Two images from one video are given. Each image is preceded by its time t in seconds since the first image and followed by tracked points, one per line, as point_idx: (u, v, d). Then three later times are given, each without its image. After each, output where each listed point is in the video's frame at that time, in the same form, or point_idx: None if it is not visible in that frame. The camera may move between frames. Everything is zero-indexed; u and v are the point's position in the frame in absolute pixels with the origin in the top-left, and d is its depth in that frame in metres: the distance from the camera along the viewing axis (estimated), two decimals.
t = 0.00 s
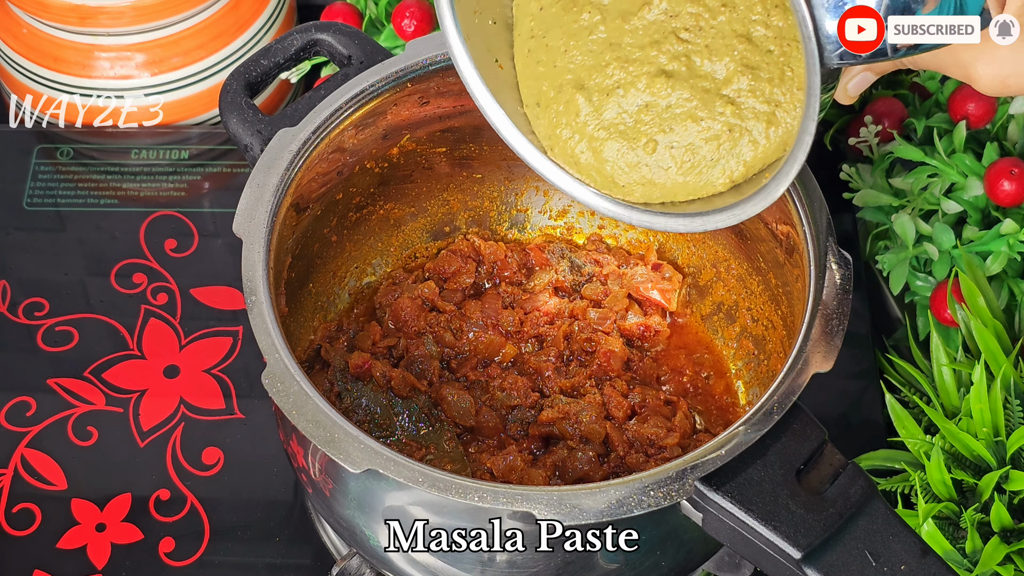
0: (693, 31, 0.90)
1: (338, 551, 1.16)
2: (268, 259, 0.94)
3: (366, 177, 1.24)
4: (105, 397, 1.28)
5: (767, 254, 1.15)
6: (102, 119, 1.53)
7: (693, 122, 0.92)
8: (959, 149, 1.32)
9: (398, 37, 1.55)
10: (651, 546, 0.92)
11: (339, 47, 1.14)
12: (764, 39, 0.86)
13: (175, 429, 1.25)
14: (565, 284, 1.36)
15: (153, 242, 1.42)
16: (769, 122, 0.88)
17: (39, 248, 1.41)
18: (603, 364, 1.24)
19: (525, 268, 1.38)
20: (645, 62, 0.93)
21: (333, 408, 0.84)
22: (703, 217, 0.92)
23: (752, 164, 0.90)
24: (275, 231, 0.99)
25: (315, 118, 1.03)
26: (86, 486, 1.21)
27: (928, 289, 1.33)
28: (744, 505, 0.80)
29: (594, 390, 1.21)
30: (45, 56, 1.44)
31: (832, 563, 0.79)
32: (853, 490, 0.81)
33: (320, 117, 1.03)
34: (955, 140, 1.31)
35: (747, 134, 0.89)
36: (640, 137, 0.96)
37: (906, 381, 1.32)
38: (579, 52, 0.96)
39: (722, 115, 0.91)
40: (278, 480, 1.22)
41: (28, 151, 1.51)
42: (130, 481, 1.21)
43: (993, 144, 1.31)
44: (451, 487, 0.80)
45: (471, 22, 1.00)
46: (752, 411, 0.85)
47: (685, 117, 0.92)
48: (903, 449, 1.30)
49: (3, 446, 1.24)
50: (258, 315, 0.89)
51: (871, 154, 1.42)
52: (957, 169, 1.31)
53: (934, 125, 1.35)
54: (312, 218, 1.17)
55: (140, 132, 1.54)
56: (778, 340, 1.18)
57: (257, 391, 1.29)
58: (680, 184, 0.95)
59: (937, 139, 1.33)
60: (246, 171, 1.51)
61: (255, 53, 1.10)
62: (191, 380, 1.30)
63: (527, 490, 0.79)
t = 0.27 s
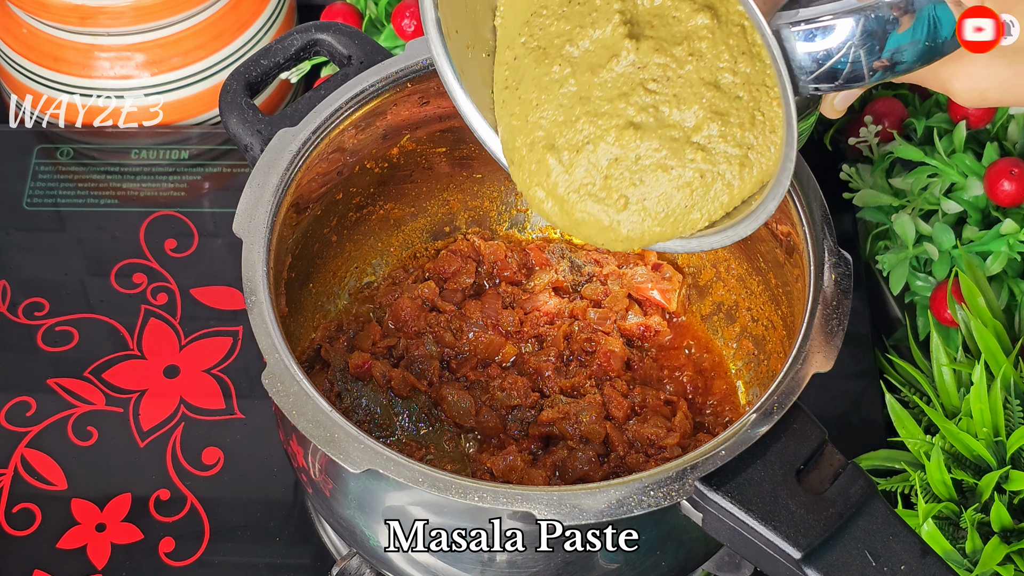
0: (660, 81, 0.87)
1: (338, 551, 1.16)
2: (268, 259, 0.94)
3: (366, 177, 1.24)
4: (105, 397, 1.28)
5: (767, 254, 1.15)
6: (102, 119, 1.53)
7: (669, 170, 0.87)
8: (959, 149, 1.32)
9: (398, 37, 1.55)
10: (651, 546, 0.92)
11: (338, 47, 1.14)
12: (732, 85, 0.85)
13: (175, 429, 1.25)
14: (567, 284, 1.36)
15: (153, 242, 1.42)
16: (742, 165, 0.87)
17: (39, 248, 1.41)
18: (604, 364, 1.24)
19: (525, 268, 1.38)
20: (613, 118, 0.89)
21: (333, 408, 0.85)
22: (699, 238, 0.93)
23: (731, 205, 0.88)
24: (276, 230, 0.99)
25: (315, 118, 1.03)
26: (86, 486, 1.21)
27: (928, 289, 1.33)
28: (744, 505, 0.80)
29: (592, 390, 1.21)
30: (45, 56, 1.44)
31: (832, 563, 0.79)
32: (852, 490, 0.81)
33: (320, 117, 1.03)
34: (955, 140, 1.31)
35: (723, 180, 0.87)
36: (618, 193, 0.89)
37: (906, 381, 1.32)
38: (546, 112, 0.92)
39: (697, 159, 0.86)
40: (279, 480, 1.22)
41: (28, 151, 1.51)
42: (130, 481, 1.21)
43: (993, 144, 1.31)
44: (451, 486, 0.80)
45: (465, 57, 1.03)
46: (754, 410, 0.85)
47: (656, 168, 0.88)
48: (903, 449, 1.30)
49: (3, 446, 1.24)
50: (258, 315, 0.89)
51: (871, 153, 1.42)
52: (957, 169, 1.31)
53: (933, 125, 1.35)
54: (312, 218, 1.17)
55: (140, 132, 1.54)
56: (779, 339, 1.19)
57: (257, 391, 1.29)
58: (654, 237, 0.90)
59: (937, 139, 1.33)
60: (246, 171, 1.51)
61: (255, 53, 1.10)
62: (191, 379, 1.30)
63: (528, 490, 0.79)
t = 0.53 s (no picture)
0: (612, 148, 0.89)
1: (338, 551, 1.16)
2: (269, 259, 0.94)
3: (365, 177, 1.23)
4: (105, 397, 1.28)
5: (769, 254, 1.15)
6: (102, 119, 1.53)
7: (644, 239, 0.89)
8: (959, 149, 1.32)
9: (398, 37, 1.55)
10: (651, 546, 0.92)
11: (338, 47, 1.14)
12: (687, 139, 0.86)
13: (175, 429, 1.25)
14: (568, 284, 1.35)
15: (153, 242, 1.43)
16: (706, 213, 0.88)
17: (39, 248, 1.41)
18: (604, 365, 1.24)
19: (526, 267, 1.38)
20: (580, 184, 0.91)
21: (333, 408, 0.85)
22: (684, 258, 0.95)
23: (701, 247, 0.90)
24: (276, 230, 0.99)
25: (315, 118, 1.03)
26: (86, 486, 1.21)
27: (928, 289, 1.33)
28: (744, 505, 0.80)
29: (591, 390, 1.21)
30: (45, 56, 1.44)
31: (832, 563, 0.79)
32: (852, 490, 0.81)
33: (320, 117, 1.03)
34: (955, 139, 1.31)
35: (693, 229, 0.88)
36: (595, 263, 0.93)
37: (906, 381, 1.33)
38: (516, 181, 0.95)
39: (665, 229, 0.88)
40: (278, 480, 1.22)
41: (28, 151, 1.51)
42: (130, 480, 1.21)
43: (993, 144, 1.31)
44: (450, 487, 0.80)
45: (461, 63, 1.05)
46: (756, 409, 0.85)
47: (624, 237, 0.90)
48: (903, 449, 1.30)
49: (3, 446, 1.24)
50: (258, 315, 0.89)
51: (871, 153, 1.42)
52: (957, 169, 1.31)
53: (933, 125, 1.35)
54: (312, 218, 1.17)
55: (140, 132, 1.54)
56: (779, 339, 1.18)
57: (257, 391, 1.29)
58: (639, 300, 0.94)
59: (937, 139, 1.33)
60: (246, 171, 1.51)
61: (255, 53, 1.11)
62: (191, 379, 1.30)
63: (527, 490, 0.79)
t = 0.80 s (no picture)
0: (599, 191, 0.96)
1: (338, 551, 1.16)
2: (269, 259, 0.94)
3: (364, 178, 1.23)
4: (105, 397, 1.28)
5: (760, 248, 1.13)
6: (102, 119, 1.53)
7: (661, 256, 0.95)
8: (959, 149, 1.32)
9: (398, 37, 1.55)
10: (651, 546, 0.92)
11: (338, 47, 1.14)
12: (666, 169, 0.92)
13: (175, 429, 1.25)
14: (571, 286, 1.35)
15: (153, 242, 1.43)
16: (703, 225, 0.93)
17: (39, 248, 1.41)
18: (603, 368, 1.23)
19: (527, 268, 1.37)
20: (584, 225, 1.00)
21: (333, 408, 0.85)
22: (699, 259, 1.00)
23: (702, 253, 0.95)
24: (276, 230, 0.99)
25: (314, 118, 1.03)
26: (86, 486, 1.20)
27: (928, 289, 1.33)
28: (744, 505, 0.80)
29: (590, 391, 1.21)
30: (45, 56, 1.44)
31: (832, 563, 0.79)
32: (852, 490, 0.81)
33: (320, 118, 1.03)
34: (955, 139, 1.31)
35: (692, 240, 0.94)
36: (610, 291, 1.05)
37: (906, 381, 1.33)
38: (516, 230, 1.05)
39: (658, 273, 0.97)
40: (278, 480, 1.22)
41: (28, 151, 1.51)
42: (130, 481, 1.21)
43: (993, 144, 1.31)
44: (451, 487, 0.80)
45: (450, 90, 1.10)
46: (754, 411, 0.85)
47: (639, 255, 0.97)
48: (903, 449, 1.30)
49: (3, 446, 1.24)
50: (258, 315, 0.89)
51: (872, 153, 1.42)
52: (957, 169, 1.31)
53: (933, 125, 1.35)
54: (312, 218, 1.17)
55: (140, 132, 1.54)
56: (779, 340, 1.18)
57: (257, 391, 1.29)
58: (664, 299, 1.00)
59: (937, 138, 1.33)
60: (246, 171, 1.51)
61: (255, 53, 1.11)
62: (191, 379, 1.30)
63: (527, 490, 0.79)
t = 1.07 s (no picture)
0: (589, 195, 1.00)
1: (338, 551, 1.16)
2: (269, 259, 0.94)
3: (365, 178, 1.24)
4: (105, 397, 1.28)
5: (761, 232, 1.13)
6: (102, 119, 1.53)
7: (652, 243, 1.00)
8: (959, 149, 1.32)
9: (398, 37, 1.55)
10: (651, 547, 0.92)
11: (338, 47, 1.14)
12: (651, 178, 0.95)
13: (175, 429, 1.25)
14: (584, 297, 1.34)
15: (153, 242, 1.43)
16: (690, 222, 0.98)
17: (39, 248, 1.41)
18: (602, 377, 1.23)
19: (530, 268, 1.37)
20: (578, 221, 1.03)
21: (333, 408, 0.85)
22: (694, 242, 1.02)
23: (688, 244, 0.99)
24: (276, 230, 0.99)
25: (314, 118, 1.03)
26: (86, 486, 1.20)
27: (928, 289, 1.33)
28: (744, 505, 0.80)
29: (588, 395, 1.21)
30: (45, 57, 1.44)
31: (832, 563, 0.79)
32: (852, 490, 0.81)
33: (320, 118, 1.03)
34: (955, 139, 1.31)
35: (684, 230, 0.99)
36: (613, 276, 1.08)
37: (906, 381, 1.32)
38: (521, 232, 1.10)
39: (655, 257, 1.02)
40: (279, 480, 1.22)
41: (28, 151, 1.51)
42: (130, 481, 1.21)
43: (993, 144, 1.31)
44: (451, 487, 0.80)
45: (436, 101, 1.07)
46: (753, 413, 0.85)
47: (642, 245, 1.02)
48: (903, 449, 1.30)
49: (3, 446, 1.24)
50: (258, 314, 0.89)
51: (872, 153, 1.42)
52: (957, 169, 1.31)
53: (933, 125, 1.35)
54: (312, 218, 1.17)
55: (140, 132, 1.54)
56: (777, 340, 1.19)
57: (258, 391, 1.30)
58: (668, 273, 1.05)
59: (937, 138, 1.33)
60: (246, 171, 1.51)
61: (255, 53, 1.11)
62: (191, 379, 1.30)
63: (527, 490, 0.80)
